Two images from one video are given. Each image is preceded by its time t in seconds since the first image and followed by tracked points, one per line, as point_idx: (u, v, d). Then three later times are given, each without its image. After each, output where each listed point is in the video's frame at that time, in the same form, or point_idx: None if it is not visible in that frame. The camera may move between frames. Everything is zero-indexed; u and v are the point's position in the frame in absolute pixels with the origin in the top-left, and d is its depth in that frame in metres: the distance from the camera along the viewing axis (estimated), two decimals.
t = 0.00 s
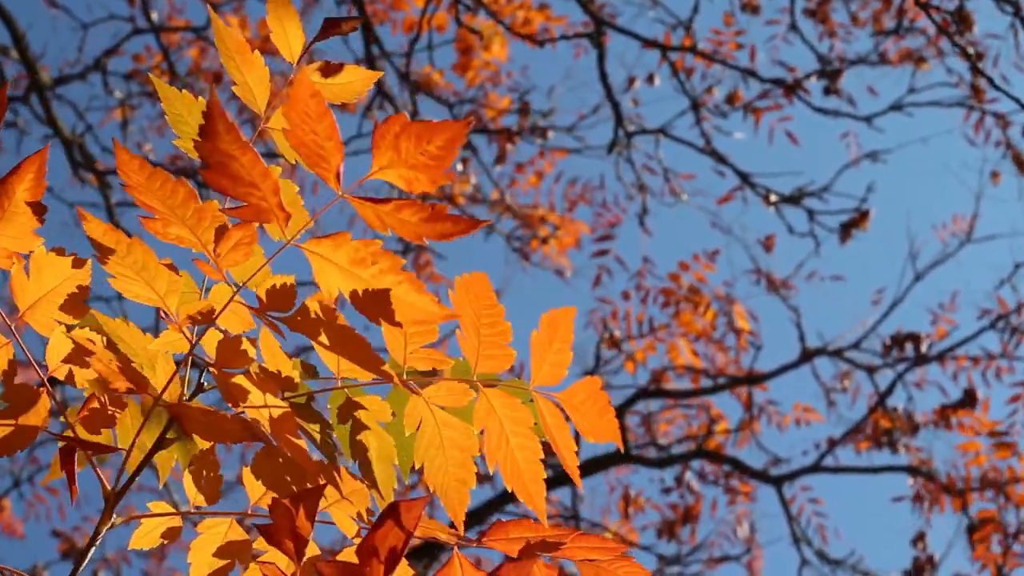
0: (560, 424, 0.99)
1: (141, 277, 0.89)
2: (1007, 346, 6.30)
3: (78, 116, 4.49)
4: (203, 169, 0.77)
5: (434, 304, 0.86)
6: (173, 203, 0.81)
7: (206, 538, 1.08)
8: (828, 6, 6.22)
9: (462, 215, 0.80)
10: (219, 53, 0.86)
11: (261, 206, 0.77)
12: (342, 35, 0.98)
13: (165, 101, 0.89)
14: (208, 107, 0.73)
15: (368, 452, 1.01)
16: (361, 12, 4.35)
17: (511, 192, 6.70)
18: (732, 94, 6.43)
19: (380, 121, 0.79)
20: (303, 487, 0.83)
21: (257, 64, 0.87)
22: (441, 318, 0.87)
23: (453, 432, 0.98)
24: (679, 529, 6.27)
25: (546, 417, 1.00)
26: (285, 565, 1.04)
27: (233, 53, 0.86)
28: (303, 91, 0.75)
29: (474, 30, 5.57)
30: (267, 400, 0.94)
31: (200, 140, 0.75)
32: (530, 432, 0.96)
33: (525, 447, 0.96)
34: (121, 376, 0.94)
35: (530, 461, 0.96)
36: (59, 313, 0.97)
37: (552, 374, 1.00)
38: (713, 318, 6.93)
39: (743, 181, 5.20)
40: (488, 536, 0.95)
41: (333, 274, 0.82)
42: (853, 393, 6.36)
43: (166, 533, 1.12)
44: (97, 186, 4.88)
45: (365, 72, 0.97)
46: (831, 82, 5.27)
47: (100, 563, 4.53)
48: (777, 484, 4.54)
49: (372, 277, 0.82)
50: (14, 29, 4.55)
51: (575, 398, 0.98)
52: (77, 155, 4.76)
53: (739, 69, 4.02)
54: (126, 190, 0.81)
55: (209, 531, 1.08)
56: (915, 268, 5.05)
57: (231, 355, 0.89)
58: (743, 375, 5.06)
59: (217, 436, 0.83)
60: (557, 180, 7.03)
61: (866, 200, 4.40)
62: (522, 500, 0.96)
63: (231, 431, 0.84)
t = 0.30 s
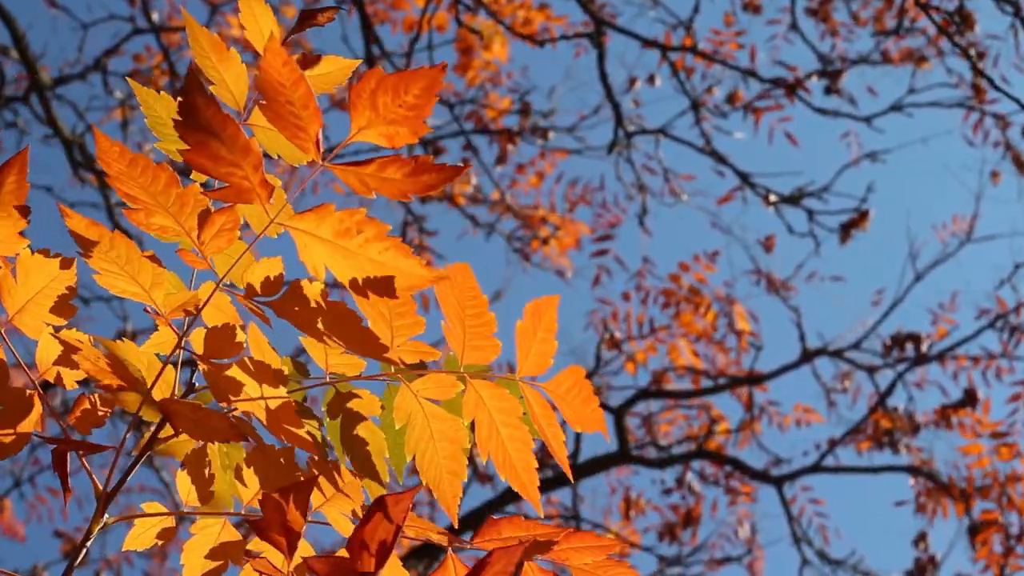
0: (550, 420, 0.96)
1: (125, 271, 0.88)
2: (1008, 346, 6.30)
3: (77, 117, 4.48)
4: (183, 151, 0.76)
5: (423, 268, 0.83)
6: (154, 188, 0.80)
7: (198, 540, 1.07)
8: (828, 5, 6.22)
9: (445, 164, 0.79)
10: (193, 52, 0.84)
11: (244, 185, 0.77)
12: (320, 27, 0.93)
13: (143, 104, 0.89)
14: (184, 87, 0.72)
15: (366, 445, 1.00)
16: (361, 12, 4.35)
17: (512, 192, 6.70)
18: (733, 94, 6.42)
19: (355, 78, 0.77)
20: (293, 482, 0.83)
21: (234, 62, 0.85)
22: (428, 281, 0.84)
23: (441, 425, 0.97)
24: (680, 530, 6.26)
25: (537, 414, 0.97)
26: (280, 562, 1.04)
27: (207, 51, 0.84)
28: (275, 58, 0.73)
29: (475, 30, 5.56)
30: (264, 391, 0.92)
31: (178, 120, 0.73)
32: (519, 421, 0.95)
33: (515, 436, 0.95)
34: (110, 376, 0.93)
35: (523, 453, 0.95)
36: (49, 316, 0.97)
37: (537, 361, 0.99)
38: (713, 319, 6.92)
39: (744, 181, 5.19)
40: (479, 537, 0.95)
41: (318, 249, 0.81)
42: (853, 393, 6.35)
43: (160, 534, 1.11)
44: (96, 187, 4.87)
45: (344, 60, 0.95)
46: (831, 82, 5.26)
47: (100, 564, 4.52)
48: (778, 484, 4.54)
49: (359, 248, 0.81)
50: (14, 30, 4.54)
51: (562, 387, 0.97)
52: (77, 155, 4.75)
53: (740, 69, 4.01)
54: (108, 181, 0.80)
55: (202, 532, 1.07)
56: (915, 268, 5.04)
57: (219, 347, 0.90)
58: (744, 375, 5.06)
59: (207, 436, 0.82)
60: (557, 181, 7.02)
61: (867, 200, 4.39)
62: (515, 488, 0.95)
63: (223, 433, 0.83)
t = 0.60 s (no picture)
0: (574, 431, 0.94)
1: (145, 286, 0.87)
2: (1009, 347, 6.28)
3: (78, 117, 4.47)
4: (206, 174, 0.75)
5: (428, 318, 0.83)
6: (176, 209, 0.79)
7: (211, 551, 1.06)
8: (829, 5, 6.20)
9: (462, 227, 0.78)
10: (220, 64, 0.84)
11: (264, 215, 0.75)
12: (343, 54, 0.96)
13: (168, 115, 0.87)
14: (210, 117, 0.71)
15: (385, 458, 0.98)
16: (361, 12, 4.34)
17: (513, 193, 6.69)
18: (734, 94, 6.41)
19: (382, 128, 0.76)
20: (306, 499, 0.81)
21: (259, 80, 0.85)
22: (438, 332, 0.85)
23: (459, 439, 0.94)
24: (681, 531, 6.25)
25: (560, 427, 0.95)
26: None
27: (232, 64, 0.83)
28: (305, 98, 0.72)
29: (475, 30, 5.56)
30: (273, 411, 0.90)
31: (203, 146, 0.72)
32: (541, 436, 0.92)
33: (538, 451, 0.92)
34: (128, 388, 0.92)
35: (546, 467, 0.93)
36: (67, 326, 0.95)
37: (557, 382, 0.96)
38: (715, 320, 6.91)
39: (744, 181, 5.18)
40: (490, 558, 0.92)
41: (332, 284, 0.81)
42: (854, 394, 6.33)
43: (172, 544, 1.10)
44: (96, 187, 4.86)
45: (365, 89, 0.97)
46: (832, 81, 5.25)
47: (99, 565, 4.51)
48: (778, 485, 4.53)
49: (371, 289, 0.81)
50: (13, 29, 4.53)
51: (587, 407, 0.96)
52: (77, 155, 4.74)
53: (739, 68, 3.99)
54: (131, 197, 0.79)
55: (214, 543, 1.06)
56: (916, 269, 5.03)
57: (235, 365, 0.89)
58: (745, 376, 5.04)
59: (221, 451, 0.81)
60: (558, 181, 7.01)
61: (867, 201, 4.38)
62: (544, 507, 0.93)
63: (235, 449, 0.81)
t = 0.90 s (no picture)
0: (595, 431, 0.96)
1: (148, 290, 0.87)
2: (1008, 347, 6.29)
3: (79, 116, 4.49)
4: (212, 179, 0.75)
5: (441, 310, 0.81)
6: (180, 213, 0.80)
7: (208, 557, 1.07)
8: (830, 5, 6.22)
9: (469, 223, 0.78)
10: (230, 71, 0.84)
11: (270, 216, 0.75)
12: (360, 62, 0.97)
13: (176, 120, 0.88)
14: (216, 119, 0.72)
15: (379, 468, 1.00)
16: (361, 12, 4.35)
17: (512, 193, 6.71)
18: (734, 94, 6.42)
19: (389, 125, 0.77)
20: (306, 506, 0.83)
21: (270, 87, 0.86)
22: (449, 324, 0.82)
23: (469, 443, 0.95)
24: (681, 532, 6.26)
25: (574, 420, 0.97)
26: None
27: (245, 73, 0.84)
28: (313, 95, 0.72)
29: (476, 30, 5.57)
30: (279, 417, 0.92)
31: (208, 149, 0.74)
32: (557, 437, 0.93)
33: (555, 452, 0.94)
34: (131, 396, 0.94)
35: (564, 466, 0.94)
36: (69, 332, 0.96)
37: (581, 382, 0.97)
38: (714, 320, 6.93)
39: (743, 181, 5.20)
40: (488, 565, 0.94)
41: (340, 284, 0.80)
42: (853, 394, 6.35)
43: (171, 551, 1.11)
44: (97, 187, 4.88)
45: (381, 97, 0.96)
46: (832, 81, 5.26)
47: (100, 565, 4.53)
48: (777, 486, 4.54)
49: (381, 285, 0.79)
50: (14, 29, 4.55)
51: (612, 406, 0.96)
52: (77, 155, 4.76)
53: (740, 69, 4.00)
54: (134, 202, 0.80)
55: (212, 550, 1.07)
56: (915, 269, 5.04)
57: (238, 369, 0.90)
58: (744, 377, 5.06)
59: (220, 457, 0.83)
60: (558, 181, 7.03)
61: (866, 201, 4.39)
62: (564, 504, 0.93)
63: (236, 455, 0.83)
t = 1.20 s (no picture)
0: (618, 452, 0.94)
1: (167, 297, 0.87)
2: (1010, 348, 6.28)
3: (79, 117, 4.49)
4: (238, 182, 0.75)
5: (465, 318, 0.80)
6: (204, 218, 0.79)
7: (219, 565, 1.07)
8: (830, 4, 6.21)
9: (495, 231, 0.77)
10: (262, 82, 0.83)
11: (294, 222, 0.75)
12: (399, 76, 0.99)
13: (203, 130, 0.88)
14: (246, 122, 0.71)
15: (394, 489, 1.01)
16: (362, 12, 4.35)
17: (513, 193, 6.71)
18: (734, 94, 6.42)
19: (418, 131, 0.76)
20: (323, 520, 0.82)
21: (303, 98, 0.85)
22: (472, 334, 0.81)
23: (486, 458, 0.95)
24: (682, 533, 6.26)
25: (600, 444, 0.95)
26: None
27: (278, 85, 0.84)
28: (344, 100, 0.71)
29: (476, 30, 5.57)
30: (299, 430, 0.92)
31: (237, 153, 0.73)
32: (576, 456, 0.92)
33: (572, 470, 0.93)
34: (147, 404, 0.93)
35: (581, 484, 0.93)
36: (86, 338, 0.95)
37: (604, 401, 0.96)
38: (715, 321, 6.93)
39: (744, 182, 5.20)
40: None
41: (361, 291, 0.79)
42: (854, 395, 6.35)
43: (180, 560, 1.11)
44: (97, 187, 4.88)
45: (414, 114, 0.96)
46: (833, 81, 5.25)
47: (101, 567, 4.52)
48: (778, 487, 4.54)
49: (403, 294, 0.78)
50: (14, 29, 4.54)
51: (634, 425, 0.96)
52: (78, 155, 4.75)
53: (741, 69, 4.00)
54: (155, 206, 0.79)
55: (223, 558, 1.07)
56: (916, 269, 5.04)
57: (254, 379, 0.89)
58: (745, 378, 5.05)
59: (235, 467, 0.83)
60: (558, 181, 7.03)
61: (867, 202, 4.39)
62: (578, 521, 0.94)
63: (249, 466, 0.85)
